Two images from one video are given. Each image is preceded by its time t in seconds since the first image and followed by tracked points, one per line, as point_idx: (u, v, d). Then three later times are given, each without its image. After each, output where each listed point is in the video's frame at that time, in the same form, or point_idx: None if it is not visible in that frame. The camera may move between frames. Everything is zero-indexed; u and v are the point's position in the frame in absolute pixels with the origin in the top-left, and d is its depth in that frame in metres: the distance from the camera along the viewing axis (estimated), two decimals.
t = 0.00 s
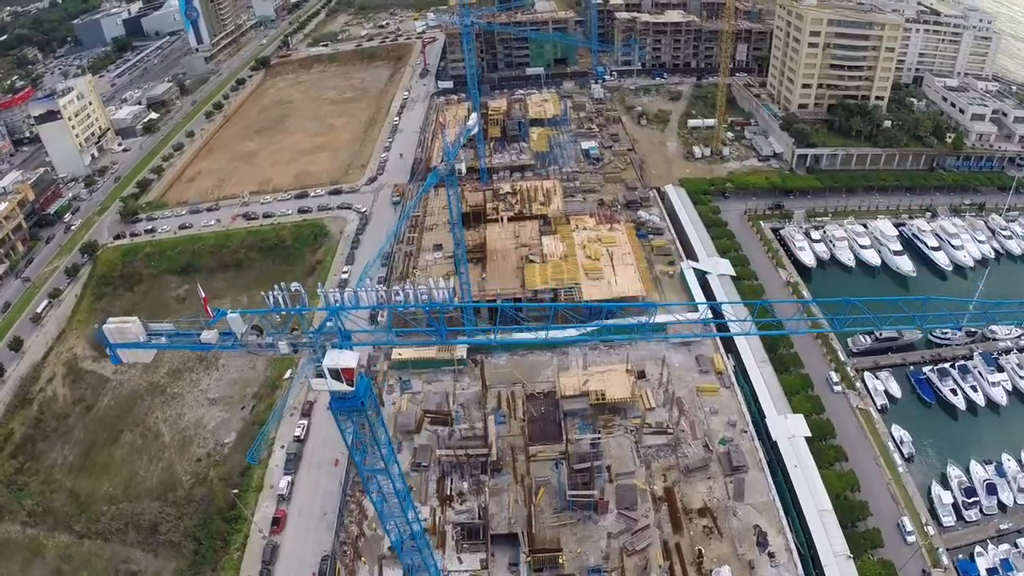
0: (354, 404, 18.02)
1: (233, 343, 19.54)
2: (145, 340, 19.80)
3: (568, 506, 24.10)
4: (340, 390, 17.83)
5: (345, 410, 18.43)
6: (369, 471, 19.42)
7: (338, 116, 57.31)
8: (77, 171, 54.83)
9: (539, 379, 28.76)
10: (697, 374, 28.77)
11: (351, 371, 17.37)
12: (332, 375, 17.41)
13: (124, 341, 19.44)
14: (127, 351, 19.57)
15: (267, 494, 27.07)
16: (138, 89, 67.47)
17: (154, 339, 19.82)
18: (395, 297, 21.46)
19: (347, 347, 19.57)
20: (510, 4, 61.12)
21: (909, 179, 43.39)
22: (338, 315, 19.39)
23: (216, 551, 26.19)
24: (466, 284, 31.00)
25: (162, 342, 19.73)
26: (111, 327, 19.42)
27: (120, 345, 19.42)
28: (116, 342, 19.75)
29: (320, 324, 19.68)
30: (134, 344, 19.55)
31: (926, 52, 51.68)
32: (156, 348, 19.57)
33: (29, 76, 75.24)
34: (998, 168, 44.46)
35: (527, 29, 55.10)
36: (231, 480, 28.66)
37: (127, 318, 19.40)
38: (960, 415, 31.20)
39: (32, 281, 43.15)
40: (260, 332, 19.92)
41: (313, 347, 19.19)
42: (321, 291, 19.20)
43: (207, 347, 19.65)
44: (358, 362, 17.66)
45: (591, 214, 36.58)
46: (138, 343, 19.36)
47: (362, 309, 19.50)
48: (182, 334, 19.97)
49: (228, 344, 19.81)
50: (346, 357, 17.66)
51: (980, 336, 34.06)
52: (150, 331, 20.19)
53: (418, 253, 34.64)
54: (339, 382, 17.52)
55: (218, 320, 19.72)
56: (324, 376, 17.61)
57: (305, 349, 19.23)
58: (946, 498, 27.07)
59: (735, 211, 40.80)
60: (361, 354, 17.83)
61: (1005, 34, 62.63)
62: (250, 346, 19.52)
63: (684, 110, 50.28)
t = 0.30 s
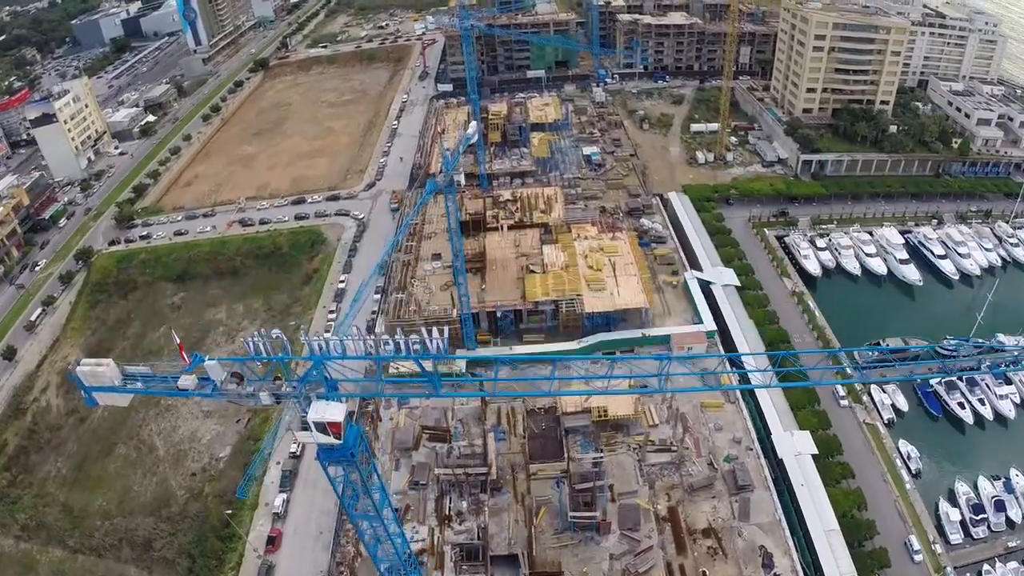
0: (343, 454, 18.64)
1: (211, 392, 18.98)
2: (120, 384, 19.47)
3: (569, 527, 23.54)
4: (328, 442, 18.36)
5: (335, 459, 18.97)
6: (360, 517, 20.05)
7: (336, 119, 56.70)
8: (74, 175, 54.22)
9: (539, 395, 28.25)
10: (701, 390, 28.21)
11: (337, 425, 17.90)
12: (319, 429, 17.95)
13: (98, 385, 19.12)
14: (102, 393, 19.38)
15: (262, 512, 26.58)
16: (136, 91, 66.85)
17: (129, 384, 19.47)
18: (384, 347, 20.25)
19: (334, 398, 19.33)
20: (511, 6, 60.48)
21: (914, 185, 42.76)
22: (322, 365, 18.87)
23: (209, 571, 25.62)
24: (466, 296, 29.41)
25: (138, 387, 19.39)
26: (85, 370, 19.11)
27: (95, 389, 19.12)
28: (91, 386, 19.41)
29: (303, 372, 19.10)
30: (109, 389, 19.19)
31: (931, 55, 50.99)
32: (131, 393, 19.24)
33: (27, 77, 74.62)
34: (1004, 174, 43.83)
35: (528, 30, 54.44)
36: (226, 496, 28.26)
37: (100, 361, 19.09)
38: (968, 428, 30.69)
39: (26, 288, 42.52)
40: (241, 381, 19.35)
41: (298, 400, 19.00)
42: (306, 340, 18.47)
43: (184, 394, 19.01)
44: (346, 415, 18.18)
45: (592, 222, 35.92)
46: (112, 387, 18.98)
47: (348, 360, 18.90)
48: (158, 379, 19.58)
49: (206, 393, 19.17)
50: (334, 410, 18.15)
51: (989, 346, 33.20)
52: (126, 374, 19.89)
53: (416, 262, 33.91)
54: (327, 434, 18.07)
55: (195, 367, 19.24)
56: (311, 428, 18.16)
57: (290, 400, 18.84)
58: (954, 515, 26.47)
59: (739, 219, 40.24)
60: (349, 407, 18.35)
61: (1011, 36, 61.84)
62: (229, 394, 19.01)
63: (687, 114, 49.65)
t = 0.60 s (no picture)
0: (331, 508, 19.20)
1: (193, 442, 19.29)
2: (95, 430, 19.25)
3: (570, 547, 22.97)
4: (317, 498, 18.89)
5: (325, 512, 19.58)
6: (353, 565, 21.18)
7: (335, 122, 56.14)
8: (70, 178, 53.66)
9: (541, 408, 27.40)
10: (706, 405, 27.35)
11: (324, 485, 18.41)
12: (305, 487, 18.43)
13: (73, 432, 18.87)
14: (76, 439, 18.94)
15: (257, 530, 26.07)
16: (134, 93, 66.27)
17: (104, 431, 19.29)
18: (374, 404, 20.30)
19: (319, 453, 19.77)
20: (512, 8, 59.83)
21: (920, 191, 42.17)
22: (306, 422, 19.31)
23: None
24: (466, 308, 28.77)
25: (115, 436, 19.25)
26: (58, 416, 18.70)
27: (70, 436, 18.85)
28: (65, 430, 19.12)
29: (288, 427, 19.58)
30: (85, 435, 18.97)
31: (936, 58, 50.34)
32: (108, 441, 19.08)
33: (25, 79, 74.11)
34: (1010, 179, 43.21)
35: (529, 33, 53.99)
36: (221, 513, 27.91)
37: (75, 407, 18.76)
38: (976, 443, 30.22)
39: (21, 295, 41.91)
40: (221, 432, 19.69)
41: (282, 455, 19.45)
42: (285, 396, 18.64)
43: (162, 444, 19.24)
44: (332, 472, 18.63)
45: (595, 231, 35.31)
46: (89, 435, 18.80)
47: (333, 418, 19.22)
48: (136, 427, 19.51)
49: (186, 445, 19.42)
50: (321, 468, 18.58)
51: (996, 357, 32.68)
52: (101, 419, 19.59)
53: (415, 272, 33.24)
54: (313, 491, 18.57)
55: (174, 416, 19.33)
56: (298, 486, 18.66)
57: (273, 455, 19.38)
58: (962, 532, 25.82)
59: (744, 226, 39.65)
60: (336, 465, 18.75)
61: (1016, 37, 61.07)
62: (210, 447, 19.32)
63: (690, 118, 49.03)
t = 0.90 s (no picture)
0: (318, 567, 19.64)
1: (171, 501, 18.77)
2: (69, 481, 18.70)
3: (572, 567, 22.46)
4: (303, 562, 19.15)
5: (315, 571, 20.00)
6: None
7: (334, 125, 55.57)
8: (67, 182, 53.05)
9: (542, 424, 27.02)
10: (710, 420, 26.93)
11: (309, 552, 18.60)
12: (291, 555, 18.62)
13: (47, 482, 18.44)
14: (50, 488, 18.47)
15: (253, 548, 25.59)
16: (131, 95, 65.69)
17: (78, 482, 18.74)
18: (362, 470, 19.72)
19: (304, 515, 19.63)
20: (512, 9, 59.15)
21: (927, 197, 41.55)
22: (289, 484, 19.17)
23: None
24: (465, 321, 28.28)
25: (89, 488, 18.69)
26: (31, 467, 18.20)
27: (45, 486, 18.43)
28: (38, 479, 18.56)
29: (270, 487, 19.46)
30: (60, 487, 18.52)
31: (941, 61, 49.70)
32: (83, 494, 18.58)
33: (23, 80, 73.42)
34: (1017, 184, 42.55)
35: (530, 34, 53.48)
36: (216, 532, 27.87)
37: (47, 459, 18.20)
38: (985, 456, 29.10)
39: (15, 302, 41.25)
40: (199, 491, 19.10)
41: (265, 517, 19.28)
42: (267, 460, 18.61)
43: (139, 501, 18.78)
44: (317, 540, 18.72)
45: (596, 239, 34.72)
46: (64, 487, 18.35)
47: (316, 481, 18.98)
48: (111, 480, 18.87)
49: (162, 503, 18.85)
50: (306, 538, 18.61)
51: (1004, 368, 32.08)
52: (75, 467, 19.02)
53: (413, 281, 32.70)
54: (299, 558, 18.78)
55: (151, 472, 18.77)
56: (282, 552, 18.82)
57: (254, 517, 19.19)
58: (970, 550, 25.20)
59: (748, 233, 39.07)
60: (320, 531, 18.91)
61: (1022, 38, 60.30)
62: (189, 507, 18.89)
63: (693, 122, 48.44)
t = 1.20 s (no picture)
0: None
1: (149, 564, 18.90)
2: (45, 531, 18.62)
3: None
4: None
5: None
6: None
7: (333, 128, 55.01)
8: (63, 185, 52.44)
9: (542, 438, 26.53)
10: (714, 434, 26.43)
11: None
12: None
13: (23, 532, 18.32)
14: (26, 539, 18.38)
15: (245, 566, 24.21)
16: (129, 97, 65.13)
17: (54, 533, 18.68)
18: (349, 544, 19.65)
19: None
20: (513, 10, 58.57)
21: (932, 203, 40.98)
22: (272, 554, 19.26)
23: None
24: (464, 332, 27.79)
25: (65, 541, 18.60)
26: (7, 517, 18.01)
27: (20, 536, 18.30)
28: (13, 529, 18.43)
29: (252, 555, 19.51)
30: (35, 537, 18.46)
31: (945, 64, 49.11)
32: (60, 546, 18.56)
33: (21, 81, 72.74)
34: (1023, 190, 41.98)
35: (531, 36, 53.01)
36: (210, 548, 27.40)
37: (25, 510, 18.11)
38: (991, 469, 28.66)
39: (9, 308, 40.55)
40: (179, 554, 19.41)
41: None
42: (248, 528, 19.07)
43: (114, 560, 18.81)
44: None
45: (598, 247, 34.20)
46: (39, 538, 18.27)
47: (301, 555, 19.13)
48: (89, 533, 18.74)
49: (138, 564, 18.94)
50: None
51: (1011, 379, 31.48)
52: (51, 517, 18.95)
53: (412, 291, 32.21)
54: None
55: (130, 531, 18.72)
56: None
57: None
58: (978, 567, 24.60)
59: (751, 240, 38.59)
60: None
61: None
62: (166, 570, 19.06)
63: (695, 126, 47.87)
